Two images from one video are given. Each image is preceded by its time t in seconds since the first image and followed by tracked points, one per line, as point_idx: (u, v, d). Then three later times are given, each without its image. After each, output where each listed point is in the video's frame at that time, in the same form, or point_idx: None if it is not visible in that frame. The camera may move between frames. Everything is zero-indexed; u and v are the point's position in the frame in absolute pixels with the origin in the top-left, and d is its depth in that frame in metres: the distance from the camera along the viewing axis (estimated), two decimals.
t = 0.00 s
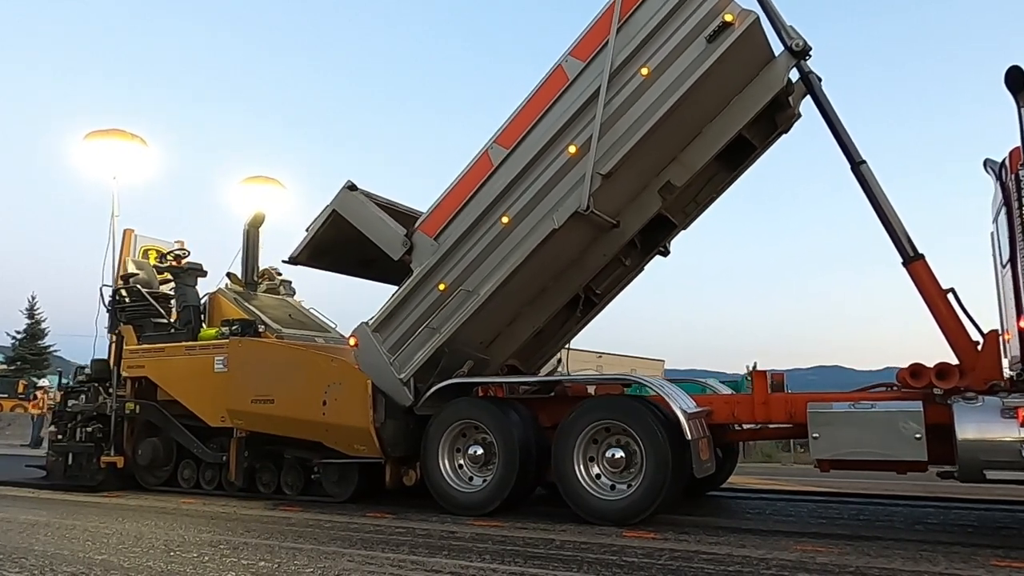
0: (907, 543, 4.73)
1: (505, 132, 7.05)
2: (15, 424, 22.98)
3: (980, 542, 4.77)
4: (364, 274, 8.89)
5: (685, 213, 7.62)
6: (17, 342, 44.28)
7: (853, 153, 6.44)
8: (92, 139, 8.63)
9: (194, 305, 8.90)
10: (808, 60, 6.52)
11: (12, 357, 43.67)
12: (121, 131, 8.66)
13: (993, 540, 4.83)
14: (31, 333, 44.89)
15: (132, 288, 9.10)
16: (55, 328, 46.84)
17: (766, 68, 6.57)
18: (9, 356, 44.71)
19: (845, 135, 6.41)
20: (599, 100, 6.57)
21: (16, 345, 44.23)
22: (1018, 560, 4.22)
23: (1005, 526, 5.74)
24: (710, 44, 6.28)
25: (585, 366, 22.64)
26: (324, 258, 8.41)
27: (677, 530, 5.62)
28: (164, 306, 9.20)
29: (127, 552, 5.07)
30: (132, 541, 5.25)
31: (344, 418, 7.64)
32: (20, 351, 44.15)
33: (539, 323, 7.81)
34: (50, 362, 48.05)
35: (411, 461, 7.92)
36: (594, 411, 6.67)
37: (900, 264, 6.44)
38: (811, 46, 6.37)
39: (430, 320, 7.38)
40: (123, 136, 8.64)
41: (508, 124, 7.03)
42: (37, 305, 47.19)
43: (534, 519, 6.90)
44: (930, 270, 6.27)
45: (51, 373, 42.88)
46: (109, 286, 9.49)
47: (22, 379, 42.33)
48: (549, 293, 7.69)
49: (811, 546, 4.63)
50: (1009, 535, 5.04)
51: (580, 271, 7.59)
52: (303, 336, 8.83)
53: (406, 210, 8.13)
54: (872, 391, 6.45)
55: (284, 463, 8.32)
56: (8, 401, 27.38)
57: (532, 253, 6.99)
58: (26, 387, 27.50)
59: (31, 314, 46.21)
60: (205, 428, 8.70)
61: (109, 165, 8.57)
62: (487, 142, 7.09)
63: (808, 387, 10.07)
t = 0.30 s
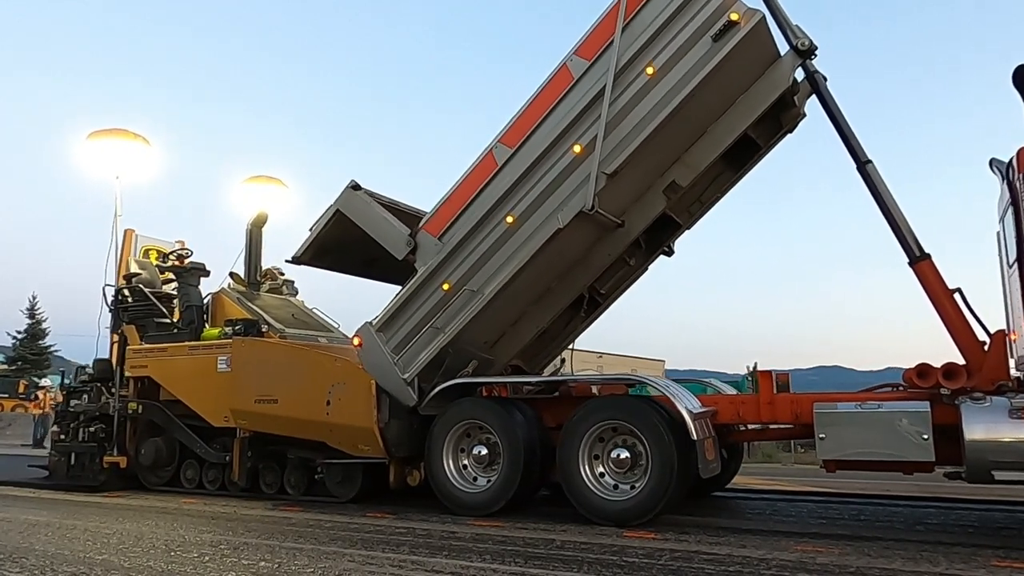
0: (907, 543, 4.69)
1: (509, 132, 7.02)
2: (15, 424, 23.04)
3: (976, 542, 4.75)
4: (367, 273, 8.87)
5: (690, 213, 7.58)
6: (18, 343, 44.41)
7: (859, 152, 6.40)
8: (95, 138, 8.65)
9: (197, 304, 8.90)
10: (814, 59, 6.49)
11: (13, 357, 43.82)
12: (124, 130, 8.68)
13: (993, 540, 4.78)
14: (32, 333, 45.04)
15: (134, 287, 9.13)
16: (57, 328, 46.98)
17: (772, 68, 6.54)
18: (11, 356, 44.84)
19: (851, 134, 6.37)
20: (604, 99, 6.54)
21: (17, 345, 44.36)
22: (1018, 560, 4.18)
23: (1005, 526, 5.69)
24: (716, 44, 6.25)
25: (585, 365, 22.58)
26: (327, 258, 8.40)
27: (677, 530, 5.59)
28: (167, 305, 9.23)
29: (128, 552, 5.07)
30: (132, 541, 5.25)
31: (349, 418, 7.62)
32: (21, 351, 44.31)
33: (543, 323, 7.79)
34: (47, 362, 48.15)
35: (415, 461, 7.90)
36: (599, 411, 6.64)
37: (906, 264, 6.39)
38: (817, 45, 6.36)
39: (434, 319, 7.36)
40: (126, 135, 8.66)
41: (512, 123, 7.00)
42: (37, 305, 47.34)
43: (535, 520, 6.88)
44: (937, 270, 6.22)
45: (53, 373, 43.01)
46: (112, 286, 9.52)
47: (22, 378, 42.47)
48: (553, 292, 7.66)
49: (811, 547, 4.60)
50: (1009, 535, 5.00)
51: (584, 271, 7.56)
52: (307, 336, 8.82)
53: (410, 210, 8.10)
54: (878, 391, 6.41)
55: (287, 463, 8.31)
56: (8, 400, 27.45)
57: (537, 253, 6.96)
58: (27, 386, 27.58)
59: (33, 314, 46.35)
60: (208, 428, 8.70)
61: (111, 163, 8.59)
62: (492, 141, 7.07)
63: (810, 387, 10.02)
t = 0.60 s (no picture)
0: (897, 543, 4.65)
1: (506, 131, 6.97)
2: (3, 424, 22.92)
3: (957, 539, 4.73)
4: (363, 272, 8.81)
5: (686, 212, 7.53)
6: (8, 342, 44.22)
7: (855, 153, 6.36)
8: (90, 136, 8.59)
9: (191, 303, 8.86)
10: (810, 60, 6.45)
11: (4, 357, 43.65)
12: (118, 128, 8.62)
13: (982, 540, 4.74)
14: (21, 333, 44.89)
15: (128, 286, 9.12)
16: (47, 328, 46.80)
17: (768, 68, 6.50)
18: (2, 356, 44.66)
19: (847, 134, 6.33)
20: (602, 98, 6.49)
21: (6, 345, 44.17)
22: (1007, 559, 4.13)
23: (995, 527, 5.62)
24: (714, 43, 6.20)
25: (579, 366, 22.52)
26: (322, 257, 8.33)
27: (672, 531, 5.55)
28: (161, 304, 9.18)
29: (118, 552, 5.01)
30: (122, 541, 5.19)
31: (345, 418, 7.56)
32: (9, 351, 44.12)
33: (539, 323, 7.74)
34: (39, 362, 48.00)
35: (411, 461, 7.84)
36: (596, 410, 6.59)
37: (902, 265, 6.36)
38: (813, 47, 6.30)
39: (430, 319, 7.30)
40: (120, 133, 8.60)
41: (509, 123, 6.95)
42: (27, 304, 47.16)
43: (528, 520, 6.83)
44: (933, 271, 6.20)
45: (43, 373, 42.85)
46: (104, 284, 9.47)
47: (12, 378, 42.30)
48: (549, 292, 7.60)
49: (802, 546, 4.55)
50: (999, 535, 4.96)
51: (581, 271, 7.50)
52: (302, 336, 8.76)
53: (406, 209, 8.04)
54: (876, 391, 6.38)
55: (282, 463, 8.25)
56: None
57: (534, 253, 6.91)
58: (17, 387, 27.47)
59: (24, 314, 46.20)
60: (202, 428, 8.64)
61: (105, 161, 8.52)
62: (488, 140, 7.01)
63: (806, 386, 9.99)
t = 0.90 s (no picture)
0: (847, 540, 4.67)
1: (472, 131, 6.93)
2: None
3: (903, 538, 4.75)
4: (326, 271, 8.71)
5: (651, 214, 7.56)
6: None
7: (816, 158, 6.45)
8: (44, 127, 8.36)
9: (149, 302, 8.63)
10: (773, 66, 6.53)
11: None
12: (74, 120, 8.41)
13: (930, 537, 4.80)
14: None
15: (82, 283, 8.86)
16: None
17: (733, 73, 6.55)
18: None
19: (808, 139, 6.41)
20: (569, 100, 6.49)
21: None
22: (953, 555, 4.17)
23: (946, 526, 5.73)
24: (680, 48, 6.24)
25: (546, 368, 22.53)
26: (285, 255, 8.21)
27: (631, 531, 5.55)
28: (117, 302, 8.94)
29: (66, 555, 4.87)
30: (71, 544, 5.05)
31: (307, 417, 7.44)
32: None
33: (504, 323, 7.70)
34: None
35: (374, 461, 7.70)
36: (561, 411, 6.58)
37: (860, 268, 6.46)
38: (776, 53, 6.40)
39: (395, 319, 7.23)
40: (75, 125, 8.38)
41: (475, 122, 6.91)
42: None
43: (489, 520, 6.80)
44: (890, 275, 6.30)
45: None
46: (58, 280, 9.22)
47: None
48: (515, 293, 7.58)
49: (754, 544, 4.55)
50: (948, 532, 5.04)
51: (546, 272, 7.49)
52: (263, 335, 8.62)
53: (370, 207, 7.95)
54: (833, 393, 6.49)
55: (242, 464, 8.14)
56: None
57: (499, 253, 6.87)
58: None
59: None
60: (158, 428, 8.47)
61: (58, 154, 8.29)
62: (455, 140, 6.96)
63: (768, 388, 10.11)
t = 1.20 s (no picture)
0: (786, 537, 4.82)
1: (431, 131, 6.98)
2: None
3: (840, 534, 4.91)
4: (283, 270, 8.67)
5: (608, 217, 7.67)
6: None
7: (767, 164, 6.62)
8: None
9: (99, 299, 8.48)
10: (728, 73, 6.68)
11: None
12: (22, 112, 8.24)
13: (866, 534, 4.97)
14: None
15: (30, 280, 8.68)
16: None
17: (687, 79, 6.69)
18: None
19: (760, 146, 6.59)
20: (527, 102, 6.57)
21: None
22: (884, 550, 4.33)
23: (885, 523, 5.93)
24: (636, 53, 6.36)
25: (505, 367, 22.58)
26: (241, 254, 8.15)
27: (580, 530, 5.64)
28: (66, 299, 8.86)
29: (4, 558, 4.81)
30: (9, 547, 4.98)
31: (260, 418, 7.39)
32: None
33: (462, 324, 7.75)
34: None
35: (329, 462, 7.70)
36: (516, 411, 6.66)
37: (809, 272, 6.65)
38: (730, 61, 6.55)
39: (352, 318, 7.24)
40: (23, 118, 8.22)
41: (434, 123, 6.97)
42: None
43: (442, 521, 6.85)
44: (837, 279, 6.50)
45: None
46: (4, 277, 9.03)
47: None
48: (473, 294, 7.62)
49: (697, 542, 4.67)
50: (884, 529, 5.22)
51: (505, 273, 7.55)
52: (217, 334, 8.55)
53: (327, 206, 7.93)
54: (782, 394, 6.67)
55: (194, 465, 8.08)
56: None
57: (457, 254, 6.92)
58: None
59: None
60: (108, 429, 8.35)
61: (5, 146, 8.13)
62: (414, 140, 7.01)
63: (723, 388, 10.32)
